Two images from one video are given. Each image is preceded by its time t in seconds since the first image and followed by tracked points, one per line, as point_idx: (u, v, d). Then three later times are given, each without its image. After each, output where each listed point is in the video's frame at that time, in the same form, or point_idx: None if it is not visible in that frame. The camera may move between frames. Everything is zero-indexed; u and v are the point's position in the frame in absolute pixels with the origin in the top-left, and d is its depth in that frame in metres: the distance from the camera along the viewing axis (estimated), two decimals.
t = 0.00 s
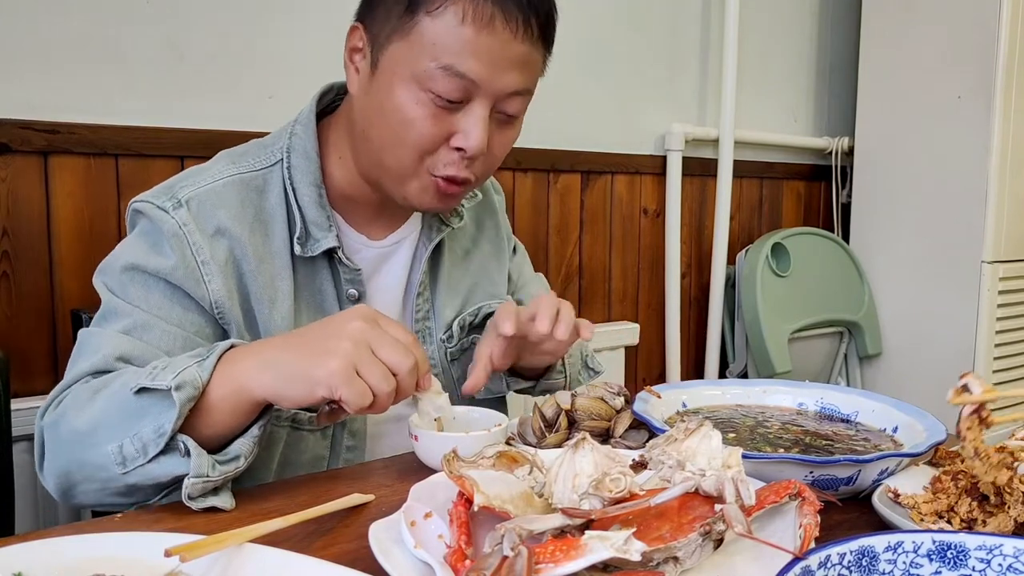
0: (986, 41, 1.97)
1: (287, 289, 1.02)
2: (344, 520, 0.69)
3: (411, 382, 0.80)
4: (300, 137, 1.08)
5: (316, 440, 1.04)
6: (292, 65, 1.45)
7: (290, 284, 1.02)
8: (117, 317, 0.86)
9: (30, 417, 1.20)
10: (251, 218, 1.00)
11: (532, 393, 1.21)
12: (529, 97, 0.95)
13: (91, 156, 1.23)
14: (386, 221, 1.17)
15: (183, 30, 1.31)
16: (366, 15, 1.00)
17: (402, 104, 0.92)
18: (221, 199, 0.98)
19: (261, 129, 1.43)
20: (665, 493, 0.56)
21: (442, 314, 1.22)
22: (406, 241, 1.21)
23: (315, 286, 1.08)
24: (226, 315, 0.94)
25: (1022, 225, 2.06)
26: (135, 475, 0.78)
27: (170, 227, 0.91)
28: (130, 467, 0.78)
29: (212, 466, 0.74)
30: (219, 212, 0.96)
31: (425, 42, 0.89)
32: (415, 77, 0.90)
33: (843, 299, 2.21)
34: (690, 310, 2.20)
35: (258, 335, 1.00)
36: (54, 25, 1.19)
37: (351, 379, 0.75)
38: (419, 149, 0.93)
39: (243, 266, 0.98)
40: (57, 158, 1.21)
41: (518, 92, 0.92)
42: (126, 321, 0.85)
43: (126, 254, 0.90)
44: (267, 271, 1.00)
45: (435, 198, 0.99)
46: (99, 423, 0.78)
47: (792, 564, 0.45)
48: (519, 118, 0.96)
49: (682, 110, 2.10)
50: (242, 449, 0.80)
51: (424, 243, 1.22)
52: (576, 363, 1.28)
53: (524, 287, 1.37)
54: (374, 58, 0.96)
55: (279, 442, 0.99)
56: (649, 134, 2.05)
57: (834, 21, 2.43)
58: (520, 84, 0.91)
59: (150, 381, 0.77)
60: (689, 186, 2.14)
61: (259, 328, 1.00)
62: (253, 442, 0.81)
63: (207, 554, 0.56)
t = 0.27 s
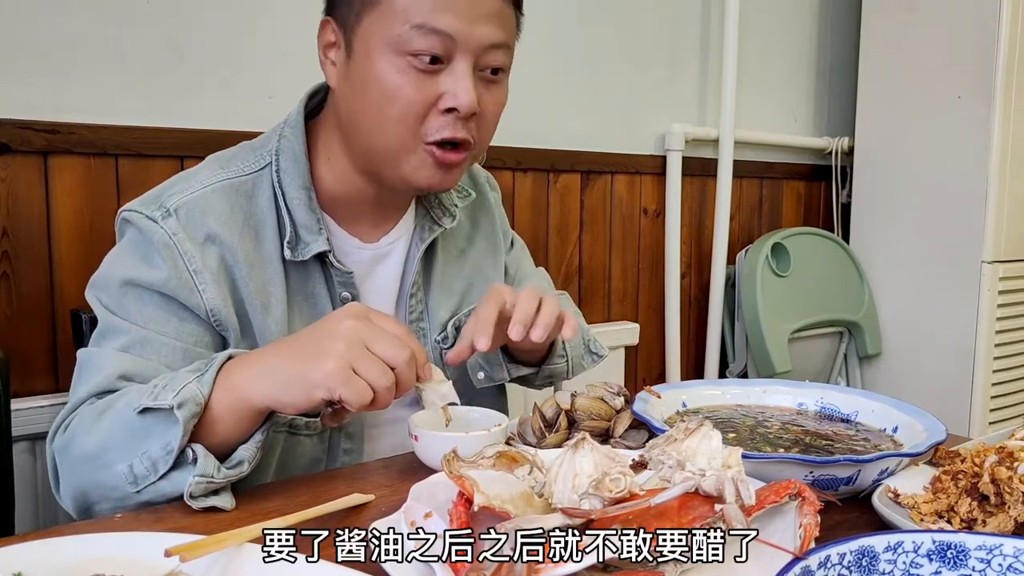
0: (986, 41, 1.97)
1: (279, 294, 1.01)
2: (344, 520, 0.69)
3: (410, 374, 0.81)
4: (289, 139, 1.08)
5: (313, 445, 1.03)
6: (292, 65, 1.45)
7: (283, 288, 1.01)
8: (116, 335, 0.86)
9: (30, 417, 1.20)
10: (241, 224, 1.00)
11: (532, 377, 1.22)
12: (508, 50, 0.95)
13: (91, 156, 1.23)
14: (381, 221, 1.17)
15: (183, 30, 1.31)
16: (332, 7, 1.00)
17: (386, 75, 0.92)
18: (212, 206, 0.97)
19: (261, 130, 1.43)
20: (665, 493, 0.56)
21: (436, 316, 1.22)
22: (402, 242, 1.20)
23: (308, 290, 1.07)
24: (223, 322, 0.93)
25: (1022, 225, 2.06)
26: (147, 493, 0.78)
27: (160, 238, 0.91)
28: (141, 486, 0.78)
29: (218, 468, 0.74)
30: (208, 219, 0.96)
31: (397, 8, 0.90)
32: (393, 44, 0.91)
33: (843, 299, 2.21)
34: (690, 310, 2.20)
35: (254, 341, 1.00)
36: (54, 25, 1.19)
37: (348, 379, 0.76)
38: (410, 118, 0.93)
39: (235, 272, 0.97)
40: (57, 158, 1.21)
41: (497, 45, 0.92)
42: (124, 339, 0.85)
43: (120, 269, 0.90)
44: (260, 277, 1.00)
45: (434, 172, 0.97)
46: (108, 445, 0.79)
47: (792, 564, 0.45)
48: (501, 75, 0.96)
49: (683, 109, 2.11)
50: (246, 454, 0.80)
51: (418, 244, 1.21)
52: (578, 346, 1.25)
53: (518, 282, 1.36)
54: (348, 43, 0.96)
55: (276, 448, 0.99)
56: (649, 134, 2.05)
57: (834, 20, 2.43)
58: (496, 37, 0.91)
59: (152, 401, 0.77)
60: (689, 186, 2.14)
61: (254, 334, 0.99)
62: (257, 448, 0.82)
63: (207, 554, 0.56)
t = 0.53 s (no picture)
0: (986, 41, 1.97)
1: (277, 297, 1.01)
2: (344, 520, 0.69)
3: (406, 366, 0.81)
4: (284, 140, 1.08)
5: (311, 446, 1.03)
6: (292, 65, 1.45)
7: (280, 291, 1.01)
8: (114, 342, 0.86)
9: (30, 417, 1.20)
10: (237, 227, 1.00)
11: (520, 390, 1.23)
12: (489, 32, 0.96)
13: (91, 156, 1.23)
14: (379, 222, 1.17)
15: (182, 30, 1.31)
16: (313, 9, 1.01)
17: (369, 65, 0.92)
18: (208, 209, 0.97)
19: (261, 130, 1.43)
20: (665, 493, 0.56)
21: (435, 319, 1.21)
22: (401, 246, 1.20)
23: (305, 292, 1.07)
24: (220, 325, 0.93)
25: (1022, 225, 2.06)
26: (149, 498, 0.78)
27: (156, 242, 0.90)
28: (143, 491, 0.78)
29: (218, 468, 0.75)
30: (203, 222, 0.96)
31: None
32: (373, 34, 0.91)
33: (843, 299, 2.21)
34: (690, 310, 2.20)
35: (252, 344, 1.00)
36: (54, 25, 1.19)
37: (346, 374, 0.76)
38: (396, 106, 0.93)
39: (232, 276, 0.97)
40: (57, 158, 1.21)
41: (478, 27, 0.93)
42: (122, 344, 0.86)
43: (117, 274, 0.90)
44: (257, 280, 1.00)
45: (427, 160, 0.96)
46: (107, 452, 0.79)
47: (792, 564, 0.45)
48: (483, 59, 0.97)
49: (683, 109, 2.11)
50: (246, 455, 0.81)
51: (416, 247, 1.21)
52: (567, 358, 1.25)
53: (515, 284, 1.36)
54: (330, 41, 0.97)
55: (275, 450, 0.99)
56: (649, 134, 2.05)
57: (834, 21, 2.43)
58: (474, 18, 0.92)
59: (151, 408, 0.78)
60: (689, 186, 2.14)
61: (252, 337, 0.99)
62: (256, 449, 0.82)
63: (207, 554, 0.56)
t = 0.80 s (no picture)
0: (986, 40, 1.97)
1: (274, 298, 1.01)
2: (344, 520, 0.69)
3: (394, 364, 0.80)
4: (283, 141, 1.08)
5: (310, 446, 1.03)
6: (292, 65, 1.45)
7: (278, 292, 1.01)
8: (112, 344, 0.87)
9: (29, 417, 1.20)
10: (236, 228, 1.00)
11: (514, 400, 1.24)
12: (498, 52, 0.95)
13: (91, 156, 1.23)
14: (378, 225, 1.17)
15: (182, 30, 1.31)
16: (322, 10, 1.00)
17: (373, 77, 0.92)
18: (205, 210, 0.97)
19: (261, 130, 1.43)
20: (665, 493, 0.56)
21: (432, 321, 1.22)
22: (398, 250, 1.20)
23: (303, 293, 1.07)
24: (218, 326, 0.93)
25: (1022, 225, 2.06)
26: (146, 499, 0.79)
27: (153, 243, 0.90)
28: (140, 493, 0.79)
29: (213, 467, 0.76)
30: (202, 223, 0.96)
31: (384, 10, 0.90)
32: (380, 47, 0.91)
33: (843, 300, 2.21)
34: (690, 310, 2.20)
35: (250, 345, 1.00)
36: (54, 25, 1.19)
37: (329, 374, 0.76)
38: (398, 120, 0.92)
39: (229, 277, 0.97)
40: (57, 158, 1.21)
41: (486, 46, 0.92)
42: (119, 347, 0.86)
43: (112, 277, 0.90)
44: (255, 281, 1.00)
45: (425, 172, 0.97)
46: (104, 455, 0.80)
47: (792, 564, 0.45)
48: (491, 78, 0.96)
49: (683, 109, 2.11)
50: (241, 455, 0.80)
51: (413, 249, 1.21)
52: (562, 367, 1.24)
53: (513, 287, 1.37)
54: (337, 46, 0.96)
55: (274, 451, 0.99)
56: (649, 134, 2.05)
57: (834, 21, 2.43)
58: (485, 38, 0.91)
59: (145, 411, 0.78)
60: (689, 186, 2.14)
61: (250, 338, 0.99)
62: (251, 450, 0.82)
63: (206, 554, 0.56)
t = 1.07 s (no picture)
0: (986, 40, 1.97)
1: (280, 297, 1.01)
2: (344, 520, 0.69)
3: (399, 363, 0.80)
4: (288, 140, 1.08)
5: (313, 446, 1.03)
6: (292, 65, 1.45)
7: (283, 291, 1.01)
8: (117, 344, 0.87)
9: (30, 417, 1.20)
10: (241, 228, 1.00)
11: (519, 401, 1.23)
12: (494, 36, 0.96)
13: (91, 156, 1.23)
14: (380, 222, 1.17)
15: (183, 30, 1.31)
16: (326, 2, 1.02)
17: (369, 58, 0.92)
18: (210, 209, 0.97)
19: (262, 130, 1.43)
20: (665, 493, 0.56)
21: (436, 321, 1.21)
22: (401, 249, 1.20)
23: (309, 292, 1.07)
24: (223, 326, 0.93)
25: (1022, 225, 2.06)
26: (150, 499, 0.79)
27: (158, 242, 0.90)
28: (145, 492, 0.79)
29: (218, 467, 0.75)
30: (207, 223, 0.96)
31: None
32: (376, 28, 0.92)
33: (843, 300, 2.21)
34: (690, 310, 2.21)
35: (255, 345, 1.00)
36: (54, 25, 1.19)
37: (334, 372, 0.76)
38: (393, 101, 0.92)
39: (236, 277, 0.97)
40: (57, 158, 1.21)
41: (481, 30, 0.93)
42: (125, 347, 0.86)
43: (117, 276, 0.90)
44: (261, 280, 1.00)
45: (420, 156, 0.96)
46: (109, 455, 0.80)
47: (792, 564, 0.45)
48: (487, 64, 0.97)
49: (683, 109, 2.11)
50: (246, 455, 0.81)
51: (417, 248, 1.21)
52: (567, 368, 1.24)
53: (514, 288, 1.37)
54: (336, 33, 0.98)
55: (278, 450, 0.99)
56: (649, 134, 2.05)
57: (834, 21, 2.43)
58: (480, 21, 0.92)
59: (149, 411, 0.78)
60: (689, 186, 2.14)
61: (255, 338, 0.99)
62: (256, 450, 0.82)
63: (206, 555, 0.56)
